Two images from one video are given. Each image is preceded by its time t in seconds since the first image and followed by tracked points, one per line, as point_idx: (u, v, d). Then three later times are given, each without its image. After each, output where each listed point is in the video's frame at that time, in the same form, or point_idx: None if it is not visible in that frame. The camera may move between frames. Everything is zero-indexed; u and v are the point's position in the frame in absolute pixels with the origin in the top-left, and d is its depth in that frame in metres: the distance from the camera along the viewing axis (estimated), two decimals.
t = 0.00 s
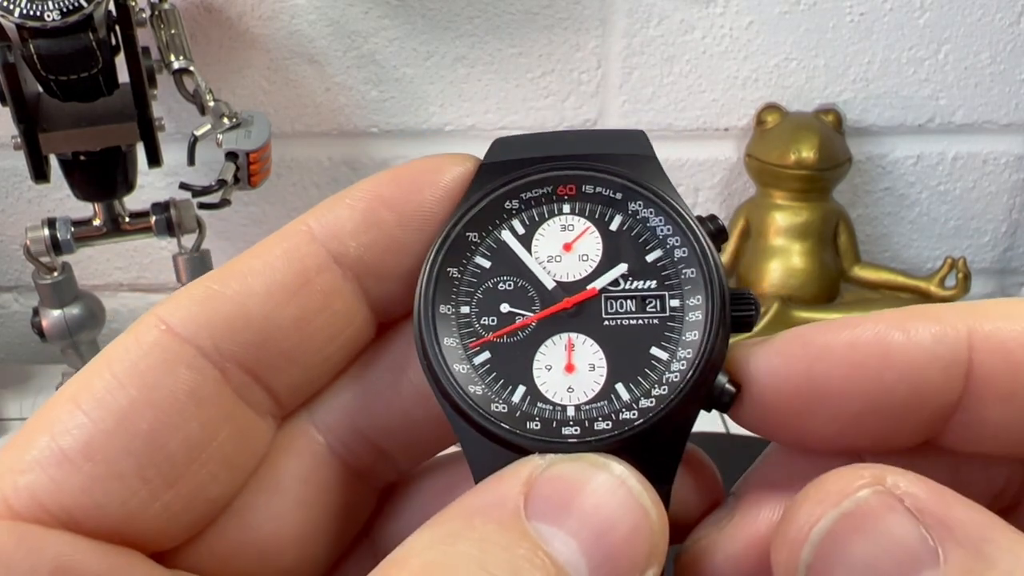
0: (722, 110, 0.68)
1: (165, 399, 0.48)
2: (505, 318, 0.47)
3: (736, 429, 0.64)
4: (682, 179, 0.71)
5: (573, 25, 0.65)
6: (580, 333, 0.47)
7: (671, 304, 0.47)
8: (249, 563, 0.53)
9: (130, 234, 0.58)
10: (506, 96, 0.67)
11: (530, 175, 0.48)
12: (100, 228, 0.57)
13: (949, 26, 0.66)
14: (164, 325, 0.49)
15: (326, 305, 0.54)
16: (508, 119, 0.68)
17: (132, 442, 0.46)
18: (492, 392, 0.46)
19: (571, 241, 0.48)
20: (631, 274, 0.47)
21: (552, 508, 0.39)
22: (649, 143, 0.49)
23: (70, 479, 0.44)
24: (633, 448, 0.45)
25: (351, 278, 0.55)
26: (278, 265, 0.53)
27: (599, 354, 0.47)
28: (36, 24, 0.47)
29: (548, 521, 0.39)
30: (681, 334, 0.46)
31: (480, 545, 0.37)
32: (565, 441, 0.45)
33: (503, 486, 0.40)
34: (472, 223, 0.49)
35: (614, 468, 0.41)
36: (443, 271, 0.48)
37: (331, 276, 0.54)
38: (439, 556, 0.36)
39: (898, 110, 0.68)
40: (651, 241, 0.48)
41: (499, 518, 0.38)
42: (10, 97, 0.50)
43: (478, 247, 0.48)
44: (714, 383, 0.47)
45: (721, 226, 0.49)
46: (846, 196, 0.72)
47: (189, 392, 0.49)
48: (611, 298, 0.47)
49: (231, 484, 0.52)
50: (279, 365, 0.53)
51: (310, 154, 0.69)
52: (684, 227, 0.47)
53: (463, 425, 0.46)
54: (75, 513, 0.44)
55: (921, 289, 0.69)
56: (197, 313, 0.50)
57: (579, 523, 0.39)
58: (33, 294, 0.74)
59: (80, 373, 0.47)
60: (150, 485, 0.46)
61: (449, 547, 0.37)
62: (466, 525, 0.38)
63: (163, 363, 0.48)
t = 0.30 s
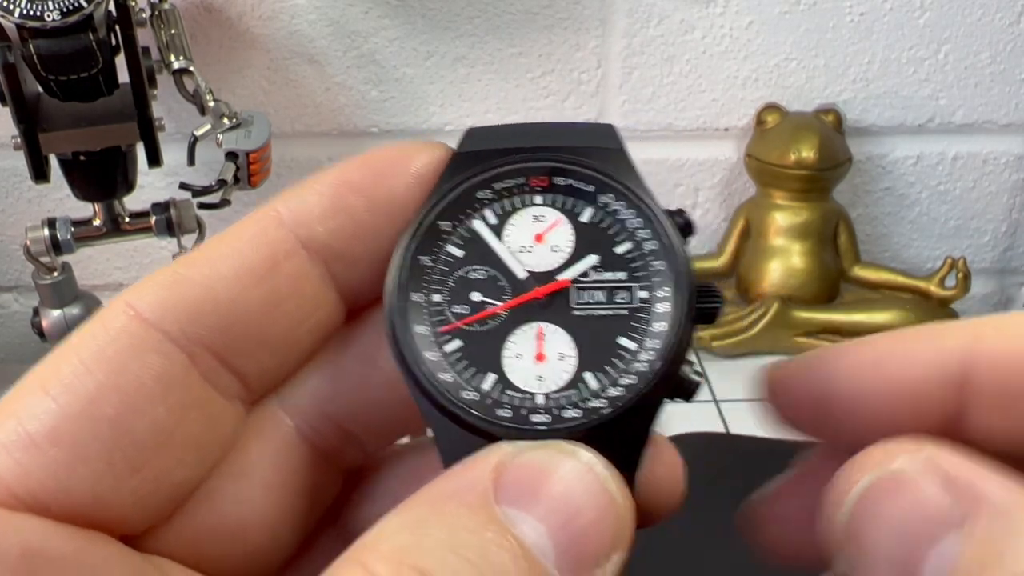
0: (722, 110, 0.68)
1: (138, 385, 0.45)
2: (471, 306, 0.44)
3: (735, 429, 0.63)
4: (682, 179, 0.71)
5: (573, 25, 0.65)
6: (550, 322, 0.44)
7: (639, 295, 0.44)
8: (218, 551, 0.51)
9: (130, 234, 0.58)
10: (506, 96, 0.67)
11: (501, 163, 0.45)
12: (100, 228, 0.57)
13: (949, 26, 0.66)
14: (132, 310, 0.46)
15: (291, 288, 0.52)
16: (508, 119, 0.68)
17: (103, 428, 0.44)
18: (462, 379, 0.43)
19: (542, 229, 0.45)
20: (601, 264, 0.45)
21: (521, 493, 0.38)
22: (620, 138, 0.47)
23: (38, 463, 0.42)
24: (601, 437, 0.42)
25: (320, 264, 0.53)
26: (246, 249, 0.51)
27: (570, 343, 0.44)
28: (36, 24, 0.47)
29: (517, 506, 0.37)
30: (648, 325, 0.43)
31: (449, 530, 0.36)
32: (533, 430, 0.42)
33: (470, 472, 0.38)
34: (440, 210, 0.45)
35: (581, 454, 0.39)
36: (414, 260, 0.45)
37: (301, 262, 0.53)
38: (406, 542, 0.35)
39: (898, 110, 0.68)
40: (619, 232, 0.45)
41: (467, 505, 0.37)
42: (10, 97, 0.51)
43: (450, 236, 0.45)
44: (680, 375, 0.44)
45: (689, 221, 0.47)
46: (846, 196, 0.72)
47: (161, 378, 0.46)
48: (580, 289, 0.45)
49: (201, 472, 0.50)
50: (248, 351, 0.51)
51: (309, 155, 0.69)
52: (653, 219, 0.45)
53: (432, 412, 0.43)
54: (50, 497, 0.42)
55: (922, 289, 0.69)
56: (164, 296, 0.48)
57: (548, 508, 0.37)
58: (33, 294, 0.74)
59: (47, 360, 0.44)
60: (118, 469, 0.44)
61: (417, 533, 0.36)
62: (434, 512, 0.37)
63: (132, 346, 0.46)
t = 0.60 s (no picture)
0: (722, 111, 0.68)
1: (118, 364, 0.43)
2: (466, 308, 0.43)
3: (735, 427, 0.63)
4: (683, 179, 0.71)
5: (573, 25, 0.65)
6: (548, 325, 0.43)
7: (637, 294, 0.43)
8: (212, 531, 0.49)
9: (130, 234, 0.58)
10: (506, 96, 0.67)
11: (495, 163, 0.44)
12: (100, 228, 0.57)
13: (949, 26, 0.66)
14: (102, 286, 0.43)
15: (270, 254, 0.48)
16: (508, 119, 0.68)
17: (79, 412, 0.41)
18: (461, 384, 0.42)
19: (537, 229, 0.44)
20: (597, 264, 0.44)
21: (531, 498, 0.37)
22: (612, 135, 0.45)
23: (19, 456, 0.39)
24: (605, 437, 0.42)
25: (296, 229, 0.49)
26: (221, 217, 0.47)
27: (567, 344, 0.43)
28: (36, 24, 0.47)
29: (527, 511, 0.37)
30: (647, 324, 0.43)
31: (459, 535, 0.36)
32: (536, 434, 0.41)
33: (479, 475, 0.38)
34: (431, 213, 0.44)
35: (590, 458, 0.39)
36: (408, 264, 0.43)
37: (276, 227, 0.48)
38: (416, 545, 0.35)
39: (898, 111, 0.68)
40: (615, 231, 0.44)
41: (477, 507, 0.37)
42: (10, 97, 0.51)
43: (444, 240, 0.44)
44: (683, 372, 0.43)
45: (686, 216, 0.45)
46: (846, 196, 0.72)
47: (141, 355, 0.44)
48: (577, 289, 0.44)
49: (181, 450, 0.47)
50: (222, 323, 0.48)
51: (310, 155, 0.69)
52: (649, 216, 0.43)
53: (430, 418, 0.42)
54: (39, 491, 0.40)
55: (921, 289, 0.69)
56: (133, 267, 0.44)
57: (557, 513, 0.37)
58: (33, 294, 0.74)
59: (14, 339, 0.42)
60: (102, 455, 0.42)
61: (429, 536, 0.36)
62: (443, 515, 0.37)
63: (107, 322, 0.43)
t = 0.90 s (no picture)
0: (722, 110, 0.68)
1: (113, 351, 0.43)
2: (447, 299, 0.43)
3: (736, 427, 0.63)
4: (682, 179, 0.71)
5: (573, 25, 0.65)
6: (530, 316, 0.43)
7: (618, 285, 0.43)
8: (199, 522, 0.49)
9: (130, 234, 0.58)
10: (506, 96, 0.67)
11: (478, 159, 0.44)
12: (100, 228, 0.57)
13: (949, 27, 0.66)
14: (89, 280, 0.43)
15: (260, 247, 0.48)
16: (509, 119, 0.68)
17: (70, 403, 0.41)
18: (444, 377, 0.42)
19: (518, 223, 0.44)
20: (579, 256, 0.43)
21: (516, 489, 0.37)
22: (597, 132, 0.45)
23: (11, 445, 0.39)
24: (589, 427, 0.41)
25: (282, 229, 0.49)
26: (206, 216, 0.46)
27: (550, 336, 0.43)
28: (36, 24, 0.47)
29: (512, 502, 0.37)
30: (629, 313, 0.42)
31: (446, 526, 0.36)
32: (520, 425, 0.41)
33: (464, 466, 0.38)
34: (414, 209, 0.44)
35: (576, 449, 0.39)
36: (391, 258, 0.44)
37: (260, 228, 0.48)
38: (403, 537, 0.35)
39: (898, 111, 0.68)
40: (597, 223, 0.44)
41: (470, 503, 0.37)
42: (10, 98, 0.51)
43: (426, 235, 0.44)
44: (666, 361, 0.43)
45: (668, 208, 0.45)
46: (845, 196, 0.72)
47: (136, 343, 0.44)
48: (560, 281, 0.43)
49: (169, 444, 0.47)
50: (207, 319, 0.48)
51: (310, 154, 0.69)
52: (630, 207, 0.43)
53: (415, 411, 0.42)
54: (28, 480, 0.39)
55: (921, 289, 0.69)
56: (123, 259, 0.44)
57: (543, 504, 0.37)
58: (33, 294, 0.74)
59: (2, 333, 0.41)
60: (93, 447, 0.42)
61: (415, 528, 0.36)
62: (429, 507, 0.37)
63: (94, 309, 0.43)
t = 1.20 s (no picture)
0: (722, 111, 0.68)
1: (94, 379, 0.25)
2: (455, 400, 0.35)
3: (736, 427, 0.63)
4: (682, 179, 0.71)
5: (573, 25, 0.65)
6: (520, 406, 0.37)
7: (578, 397, 0.38)
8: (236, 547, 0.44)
9: (129, 234, 0.58)
10: (506, 96, 0.67)
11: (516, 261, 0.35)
12: (99, 229, 0.57)
13: (948, 27, 0.66)
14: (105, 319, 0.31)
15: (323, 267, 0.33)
16: (509, 119, 0.68)
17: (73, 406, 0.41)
18: (448, 443, 0.35)
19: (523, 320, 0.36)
20: (562, 364, 0.37)
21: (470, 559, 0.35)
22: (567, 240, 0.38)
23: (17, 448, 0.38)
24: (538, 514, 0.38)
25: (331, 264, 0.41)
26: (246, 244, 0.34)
27: (527, 427, 0.37)
28: (36, 24, 0.47)
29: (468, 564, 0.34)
30: (578, 424, 0.38)
31: None
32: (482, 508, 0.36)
33: None
34: (446, 294, 0.34)
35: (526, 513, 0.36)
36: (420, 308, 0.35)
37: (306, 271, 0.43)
38: None
39: (898, 110, 0.68)
40: (581, 338, 0.37)
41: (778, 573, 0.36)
42: (10, 98, 0.51)
43: (465, 305, 0.34)
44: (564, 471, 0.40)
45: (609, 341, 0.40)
46: (846, 196, 0.72)
47: (194, 383, 0.27)
48: (544, 386, 0.37)
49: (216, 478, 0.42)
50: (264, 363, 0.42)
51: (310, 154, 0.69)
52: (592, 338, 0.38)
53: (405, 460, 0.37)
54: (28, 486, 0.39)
55: (921, 289, 0.69)
56: (269, 243, 0.31)
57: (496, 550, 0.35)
58: (33, 294, 0.74)
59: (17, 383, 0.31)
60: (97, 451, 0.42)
61: None
62: None
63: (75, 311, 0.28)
